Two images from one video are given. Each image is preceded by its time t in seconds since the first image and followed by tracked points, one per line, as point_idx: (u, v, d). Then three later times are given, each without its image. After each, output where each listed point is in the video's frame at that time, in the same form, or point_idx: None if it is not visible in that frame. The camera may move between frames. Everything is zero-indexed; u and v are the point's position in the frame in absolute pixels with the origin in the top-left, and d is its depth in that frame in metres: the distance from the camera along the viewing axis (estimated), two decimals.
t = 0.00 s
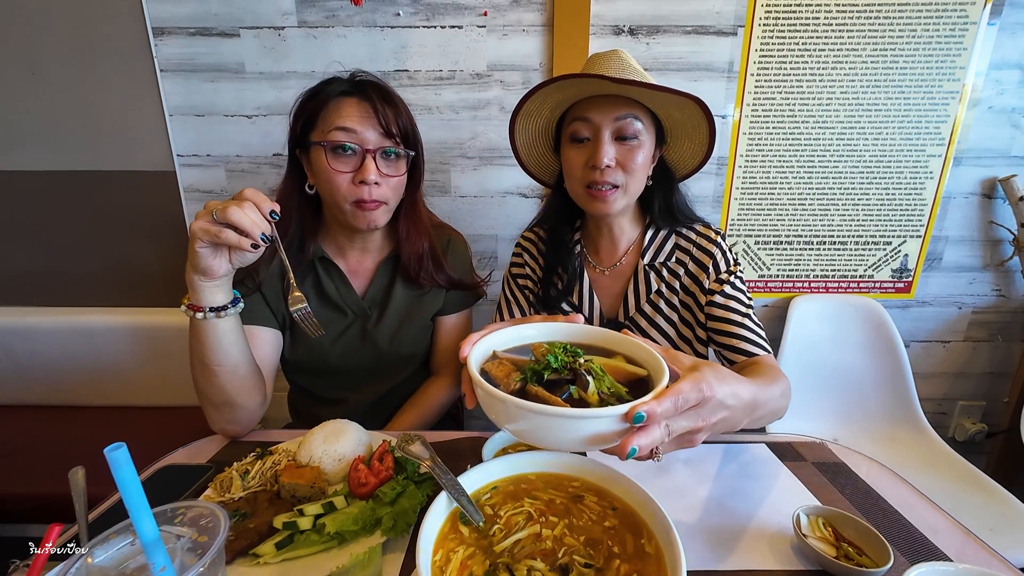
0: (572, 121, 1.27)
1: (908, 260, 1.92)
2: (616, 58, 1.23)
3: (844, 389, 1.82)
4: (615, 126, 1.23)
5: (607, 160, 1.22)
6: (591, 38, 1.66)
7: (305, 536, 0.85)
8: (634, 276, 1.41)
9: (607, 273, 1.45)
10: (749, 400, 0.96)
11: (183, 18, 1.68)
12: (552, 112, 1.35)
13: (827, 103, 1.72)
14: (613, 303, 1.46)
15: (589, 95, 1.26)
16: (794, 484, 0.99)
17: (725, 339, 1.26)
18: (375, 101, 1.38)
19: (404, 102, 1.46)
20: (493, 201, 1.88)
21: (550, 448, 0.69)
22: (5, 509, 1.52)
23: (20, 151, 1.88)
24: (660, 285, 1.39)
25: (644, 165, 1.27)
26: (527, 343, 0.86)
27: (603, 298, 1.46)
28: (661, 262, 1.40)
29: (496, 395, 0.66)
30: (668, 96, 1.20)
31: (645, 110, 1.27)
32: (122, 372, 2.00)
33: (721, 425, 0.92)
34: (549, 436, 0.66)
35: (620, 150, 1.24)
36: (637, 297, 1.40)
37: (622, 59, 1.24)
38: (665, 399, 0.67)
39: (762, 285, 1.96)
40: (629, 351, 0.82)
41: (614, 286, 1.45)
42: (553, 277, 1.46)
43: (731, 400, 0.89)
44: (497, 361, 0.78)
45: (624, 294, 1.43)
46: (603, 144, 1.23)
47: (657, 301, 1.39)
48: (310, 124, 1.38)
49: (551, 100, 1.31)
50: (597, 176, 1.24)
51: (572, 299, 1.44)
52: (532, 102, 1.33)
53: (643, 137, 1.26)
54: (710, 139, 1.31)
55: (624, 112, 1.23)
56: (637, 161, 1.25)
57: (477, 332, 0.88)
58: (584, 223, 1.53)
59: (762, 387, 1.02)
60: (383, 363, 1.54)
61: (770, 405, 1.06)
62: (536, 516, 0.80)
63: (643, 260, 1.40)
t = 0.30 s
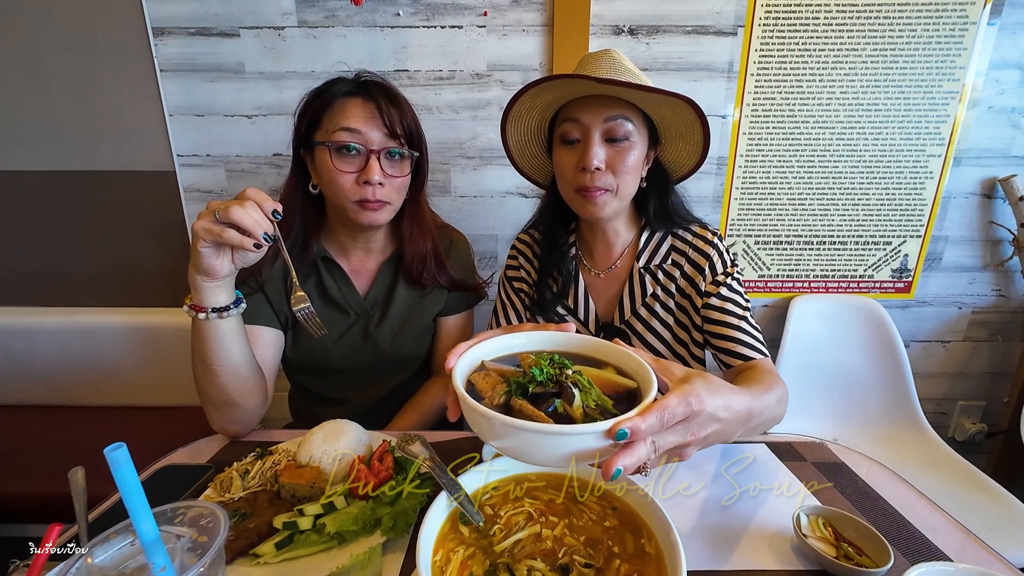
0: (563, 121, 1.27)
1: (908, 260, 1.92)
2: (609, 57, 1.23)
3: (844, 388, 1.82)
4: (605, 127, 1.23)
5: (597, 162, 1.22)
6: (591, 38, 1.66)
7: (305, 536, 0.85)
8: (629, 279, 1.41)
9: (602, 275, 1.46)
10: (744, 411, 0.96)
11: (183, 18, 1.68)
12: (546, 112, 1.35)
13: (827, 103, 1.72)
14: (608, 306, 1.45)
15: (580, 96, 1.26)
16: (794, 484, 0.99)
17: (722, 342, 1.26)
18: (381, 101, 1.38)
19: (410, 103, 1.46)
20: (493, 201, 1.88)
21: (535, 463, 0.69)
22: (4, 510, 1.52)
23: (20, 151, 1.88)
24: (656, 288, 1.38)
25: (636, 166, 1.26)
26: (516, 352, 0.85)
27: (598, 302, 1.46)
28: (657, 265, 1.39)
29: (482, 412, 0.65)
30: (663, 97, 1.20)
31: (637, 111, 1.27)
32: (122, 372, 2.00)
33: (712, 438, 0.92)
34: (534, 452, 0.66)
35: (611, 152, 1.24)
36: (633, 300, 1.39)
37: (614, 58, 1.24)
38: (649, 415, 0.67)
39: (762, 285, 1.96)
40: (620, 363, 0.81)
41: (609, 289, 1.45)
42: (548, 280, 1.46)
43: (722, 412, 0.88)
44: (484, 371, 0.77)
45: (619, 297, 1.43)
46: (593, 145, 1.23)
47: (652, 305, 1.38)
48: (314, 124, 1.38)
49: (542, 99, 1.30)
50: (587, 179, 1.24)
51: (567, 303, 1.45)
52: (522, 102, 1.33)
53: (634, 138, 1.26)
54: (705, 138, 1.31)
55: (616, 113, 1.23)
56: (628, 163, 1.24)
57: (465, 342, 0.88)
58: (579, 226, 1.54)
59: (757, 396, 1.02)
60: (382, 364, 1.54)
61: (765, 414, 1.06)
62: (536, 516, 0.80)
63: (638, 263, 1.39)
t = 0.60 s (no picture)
0: (559, 124, 1.27)
1: (908, 259, 1.92)
2: (606, 57, 1.23)
3: (844, 389, 1.82)
4: (601, 129, 1.23)
5: (593, 165, 1.22)
6: (591, 38, 1.66)
7: (305, 536, 0.85)
8: (626, 280, 1.41)
9: (599, 277, 1.46)
10: (738, 420, 0.96)
11: (183, 18, 1.68)
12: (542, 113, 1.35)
13: (827, 103, 1.72)
14: (605, 308, 1.45)
15: (574, 98, 1.26)
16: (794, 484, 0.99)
17: (720, 345, 1.26)
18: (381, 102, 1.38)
19: (410, 103, 1.46)
20: (493, 201, 1.88)
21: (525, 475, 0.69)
22: (4, 510, 1.52)
23: (20, 151, 1.88)
24: (653, 290, 1.38)
25: (633, 169, 1.26)
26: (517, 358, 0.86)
27: (596, 303, 1.46)
28: (654, 267, 1.39)
29: (473, 424, 0.65)
30: (658, 99, 1.20)
31: (634, 113, 1.27)
32: (122, 372, 1.99)
33: (706, 448, 0.93)
34: (525, 464, 0.66)
35: (607, 154, 1.24)
36: (630, 302, 1.39)
37: (612, 59, 1.24)
38: (639, 431, 0.67)
39: (762, 285, 1.96)
40: (615, 370, 0.81)
41: (607, 290, 1.45)
42: (545, 282, 1.46)
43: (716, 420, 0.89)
44: (478, 379, 0.77)
45: (617, 300, 1.43)
46: (589, 148, 1.23)
47: (650, 307, 1.38)
48: (314, 124, 1.38)
49: (538, 100, 1.30)
50: (583, 181, 1.25)
51: (564, 305, 1.45)
52: (518, 104, 1.32)
53: (631, 140, 1.25)
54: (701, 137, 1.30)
55: (611, 115, 1.23)
56: (625, 166, 1.24)
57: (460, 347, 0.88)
58: (577, 228, 1.53)
59: (752, 404, 1.02)
60: (382, 365, 1.54)
61: (761, 422, 1.05)
62: (536, 516, 0.81)
63: (635, 265, 1.39)
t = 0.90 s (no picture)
0: (558, 125, 1.27)
1: (908, 259, 1.92)
2: (604, 57, 1.24)
3: (844, 388, 1.82)
4: (600, 131, 1.23)
5: (593, 166, 1.22)
6: (591, 38, 1.66)
7: (305, 536, 0.85)
8: (625, 281, 1.41)
9: (598, 277, 1.46)
10: (735, 426, 0.96)
11: (183, 17, 1.68)
12: (540, 113, 1.35)
13: (827, 103, 1.72)
14: (604, 310, 1.45)
15: (573, 99, 1.25)
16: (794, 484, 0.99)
17: (718, 347, 1.26)
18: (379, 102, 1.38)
19: (407, 103, 1.45)
20: (493, 201, 1.88)
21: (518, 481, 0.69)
22: (4, 510, 1.52)
23: (20, 151, 1.88)
24: (652, 291, 1.38)
25: (632, 170, 1.26)
26: (515, 361, 0.86)
27: (595, 304, 1.46)
28: (653, 268, 1.38)
29: (467, 431, 0.65)
30: (657, 100, 1.21)
31: (633, 113, 1.27)
32: (122, 372, 1.99)
33: (703, 454, 0.93)
34: (518, 470, 0.66)
35: (606, 155, 1.24)
36: (629, 303, 1.39)
37: (611, 60, 1.23)
38: (633, 440, 0.67)
39: (762, 285, 1.96)
40: (611, 375, 0.81)
41: (606, 291, 1.45)
42: (545, 282, 1.46)
43: (713, 425, 0.89)
44: (474, 383, 0.77)
45: (616, 300, 1.43)
46: (589, 150, 1.22)
47: (649, 308, 1.38)
48: (311, 125, 1.38)
49: (537, 101, 1.30)
50: (582, 183, 1.24)
51: (564, 305, 1.45)
52: (517, 104, 1.32)
53: (630, 141, 1.25)
54: (701, 136, 1.30)
55: (611, 117, 1.23)
56: (624, 167, 1.25)
57: (456, 350, 0.88)
58: (576, 228, 1.53)
59: (749, 410, 1.02)
60: (382, 365, 1.54)
61: (759, 427, 1.05)
62: (536, 516, 0.81)
63: (634, 266, 1.39)
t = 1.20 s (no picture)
0: (561, 123, 1.27)
1: (908, 259, 1.92)
2: (603, 57, 1.23)
3: (844, 388, 1.82)
4: (604, 127, 1.23)
5: (598, 163, 1.22)
6: (591, 38, 1.66)
7: (305, 536, 0.85)
8: (625, 281, 1.41)
9: (598, 278, 1.46)
10: (733, 429, 0.96)
11: (183, 17, 1.68)
12: (541, 113, 1.35)
13: (827, 103, 1.73)
14: (604, 310, 1.45)
15: (576, 96, 1.25)
16: (794, 483, 0.99)
17: (717, 348, 1.26)
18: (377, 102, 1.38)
19: (403, 102, 1.45)
20: (493, 200, 1.88)
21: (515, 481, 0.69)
22: (4, 510, 1.52)
23: (19, 150, 1.88)
24: (652, 291, 1.38)
25: (635, 168, 1.26)
26: (512, 363, 0.86)
27: (594, 305, 1.46)
28: (652, 269, 1.38)
29: (463, 432, 0.65)
30: (661, 97, 1.21)
31: (635, 111, 1.27)
32: (122, 372, 1.99)
33: (701, 455, 0.93)
34: (515, 471, 0.66)
35: (610, 152, 1.24)
36: (629, 303, 1.39)
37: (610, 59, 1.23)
38: (628, 440, 0.67)
39: (762, 285, 1.96)
40: (608, 376, 0.81)
41: (606, 291, 1.45)
42: (544, 283, 1.46)
43: (711, 426, 0.89)
44: (471, 383, 0.77)
45: (615, 301, 1.42)
46: (593, 147, 1.22)
47: (648, 309, 1.38)
48: (307, 126, 1.38)
49: (539, 100, 1.30)
50: (587, 181, 1.24)
51: (564, 306, 1.45)
52: (518, 103, 1.32)
53: (634, 139, 1.26)
54: (701, 133, 1.30)
55: (614, 114, 1.23)
56: (628, 164, 1.25)
57: (452, 353, 0.88)
58: (575, 229, 1.53)
59: (747, 412, 1.02)
60: (382, 365, 1.54)
61: (757, 429, 1.05)
62: (536, 516, 0.81)
63: (633, 266, 1.39)
